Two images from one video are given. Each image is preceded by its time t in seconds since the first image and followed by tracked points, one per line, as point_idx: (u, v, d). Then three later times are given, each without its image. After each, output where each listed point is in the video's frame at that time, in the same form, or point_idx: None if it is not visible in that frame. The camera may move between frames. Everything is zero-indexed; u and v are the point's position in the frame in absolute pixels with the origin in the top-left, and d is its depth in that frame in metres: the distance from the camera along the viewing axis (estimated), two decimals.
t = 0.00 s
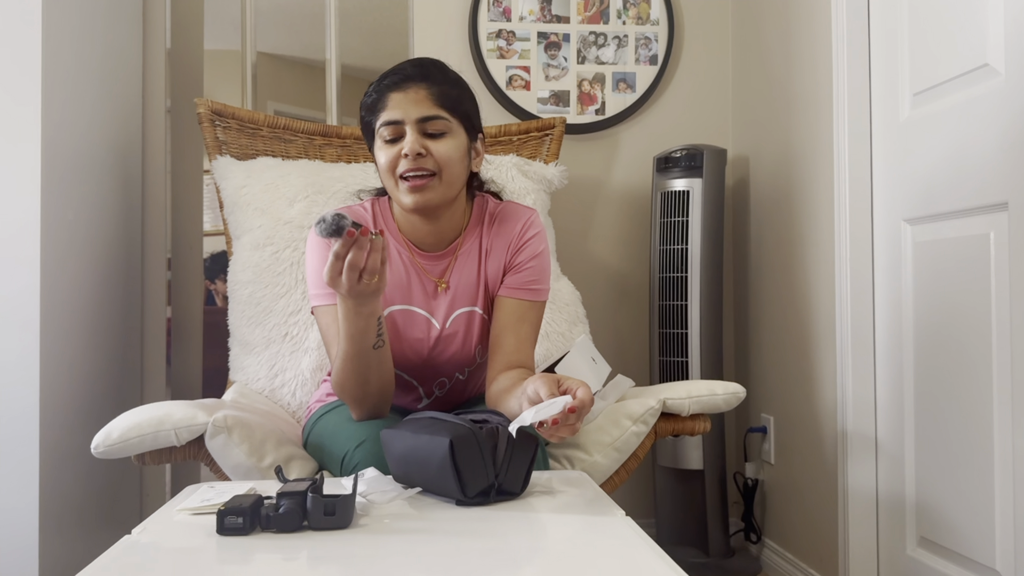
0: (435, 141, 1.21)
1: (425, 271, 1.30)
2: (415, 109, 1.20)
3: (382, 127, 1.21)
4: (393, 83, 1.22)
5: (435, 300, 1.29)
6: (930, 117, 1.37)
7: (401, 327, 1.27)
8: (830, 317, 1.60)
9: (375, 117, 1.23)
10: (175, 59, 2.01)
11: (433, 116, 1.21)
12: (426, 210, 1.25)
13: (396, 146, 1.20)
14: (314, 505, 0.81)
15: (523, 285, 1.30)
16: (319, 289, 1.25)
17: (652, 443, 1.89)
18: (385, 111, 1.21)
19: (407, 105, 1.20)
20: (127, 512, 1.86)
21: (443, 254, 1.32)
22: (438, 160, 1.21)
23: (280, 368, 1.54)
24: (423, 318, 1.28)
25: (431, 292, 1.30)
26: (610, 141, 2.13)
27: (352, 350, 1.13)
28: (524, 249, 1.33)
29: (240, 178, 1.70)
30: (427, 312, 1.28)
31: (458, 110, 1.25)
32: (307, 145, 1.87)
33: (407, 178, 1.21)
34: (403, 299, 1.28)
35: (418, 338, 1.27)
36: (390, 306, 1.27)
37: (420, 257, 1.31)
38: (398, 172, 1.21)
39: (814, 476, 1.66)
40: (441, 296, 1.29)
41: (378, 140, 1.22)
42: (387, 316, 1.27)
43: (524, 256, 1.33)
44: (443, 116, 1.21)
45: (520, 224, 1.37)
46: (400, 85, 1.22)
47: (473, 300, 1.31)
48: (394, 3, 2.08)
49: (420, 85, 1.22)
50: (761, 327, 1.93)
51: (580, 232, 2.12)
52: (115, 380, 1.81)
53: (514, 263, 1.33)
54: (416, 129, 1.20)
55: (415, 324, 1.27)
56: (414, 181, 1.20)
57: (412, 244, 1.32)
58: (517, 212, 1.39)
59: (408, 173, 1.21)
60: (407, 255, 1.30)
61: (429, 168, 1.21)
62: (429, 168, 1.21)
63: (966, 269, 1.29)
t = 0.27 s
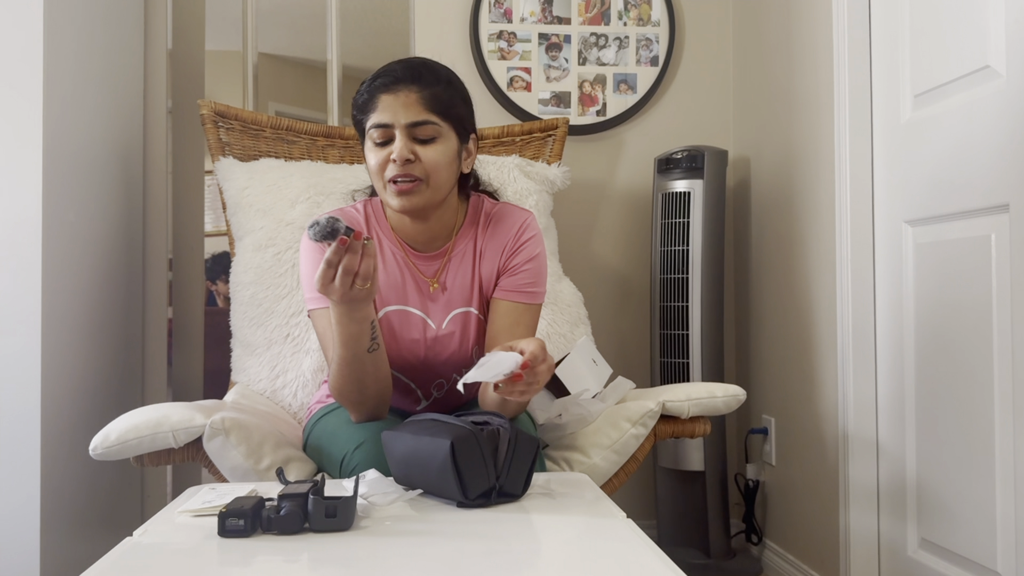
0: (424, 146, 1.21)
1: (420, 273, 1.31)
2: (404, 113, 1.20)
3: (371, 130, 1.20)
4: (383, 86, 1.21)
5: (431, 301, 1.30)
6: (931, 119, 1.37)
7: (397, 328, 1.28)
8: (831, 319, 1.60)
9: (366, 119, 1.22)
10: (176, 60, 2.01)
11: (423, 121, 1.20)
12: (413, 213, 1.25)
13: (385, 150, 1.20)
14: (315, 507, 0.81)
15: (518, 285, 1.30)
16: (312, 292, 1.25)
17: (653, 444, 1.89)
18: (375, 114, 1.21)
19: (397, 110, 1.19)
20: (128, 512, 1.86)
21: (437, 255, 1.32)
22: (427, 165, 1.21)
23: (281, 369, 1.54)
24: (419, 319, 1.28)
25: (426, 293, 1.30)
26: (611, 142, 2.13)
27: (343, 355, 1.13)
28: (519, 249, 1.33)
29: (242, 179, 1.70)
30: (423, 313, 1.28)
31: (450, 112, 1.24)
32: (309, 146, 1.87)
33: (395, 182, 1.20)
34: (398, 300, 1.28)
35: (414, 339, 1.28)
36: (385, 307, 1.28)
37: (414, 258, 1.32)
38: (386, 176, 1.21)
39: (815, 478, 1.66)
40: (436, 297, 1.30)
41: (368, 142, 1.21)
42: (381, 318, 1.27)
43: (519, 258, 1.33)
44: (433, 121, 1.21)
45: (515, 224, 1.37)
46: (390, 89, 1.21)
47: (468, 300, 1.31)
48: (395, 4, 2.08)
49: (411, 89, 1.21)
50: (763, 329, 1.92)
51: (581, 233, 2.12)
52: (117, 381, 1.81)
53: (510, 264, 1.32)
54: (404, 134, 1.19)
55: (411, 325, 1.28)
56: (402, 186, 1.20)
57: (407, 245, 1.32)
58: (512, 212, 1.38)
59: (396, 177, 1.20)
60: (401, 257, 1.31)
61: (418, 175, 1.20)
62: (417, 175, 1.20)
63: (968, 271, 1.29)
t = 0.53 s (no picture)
0: (414, 160, 1.20)
1: (408, 272, 1.30)
2: (394, 128, 1.17)
3: (359, 146, 1.17)
4: (370, 99, 1.17)
5: (420, 298, 1.30)
6: (932, 120, 1.37)
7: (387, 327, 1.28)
8: (833, 320, 1.59)
9: (351, 133, 1.19)
10: (178, 61, 2.02)
11: (414, 137, 1.18)
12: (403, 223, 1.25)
13: (376, 165, 1.18)
14: (316, 509, 0.81)
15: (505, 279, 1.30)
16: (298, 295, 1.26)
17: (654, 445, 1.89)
18: (362, 129, 1.17)
19: (386, 126, 1.16)
20: (130, 513, 1.86)
21: (425, 251, 1.31)
22: (418, 179, 1.20)
23: (282, 370, 1.54)
24: (409, 317, 1.28)
25: (414, 290, 1.30)
26: (612, 143, 2.13)
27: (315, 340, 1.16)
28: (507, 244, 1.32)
29: (244, 180, 1.70)
30: (412, 311, 1.29)
31: (437, 122, 1.22)
32: (311, 147, 1.86)
33: (386, 197, 1.20)
34: (387, 299, 1.28)
35: (404, 336, 1.28)
36: (374, 306, 1.29)
37: (403, 258, 1.31)
38: (376, 190, 1.20)
39: (817, 480, 1.65)
40: (424, 294, 1.30)
41: (355, 155, 1.19)
42: (371, 318, 1.28)
43: (508, 253, 1.32)
44: (423, 134, 1.19)
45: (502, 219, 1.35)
46: (378, 103, 1.17)
47: (457, 297, 1.31)
48: (396, 5, 2.08)
49: (399, 104, 1.17)
50: (764, 330, 1.92)
51: (582, 234, 2.12)
52: (118, 382, 1.81)
53: (498, 260, 1.32)
54: (395, 151, 1.17)
55: (400, 323, 1.28)
56: (395, 202, 1.20)
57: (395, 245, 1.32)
58: (499, 209, 1.37)
59: (387, 193, 1.20)
60: (388, 257, 1.31)
61: (410, 189, 1.20)
62: (409, 189, 1.20)
63: (970, 272, 1.29)
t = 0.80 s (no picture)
0: (414, 168, 1.17)
1: (394, 266, 1.27)
2: (396, 137, 1.13)
3: (358, 152, 1.14)
4: (372, 107, 1.12)
5: (406, 292, 1.26)
6: (934, 121, 1.37)
7: (373, 323, 1.25)
8: (834, 320, 1.59)
9: (351, 138, 1.15)
10: (179, 61, 2.02)
11: (414, 147, 1.14)
12: (398, 228, 1.24)
13: (375, 171, 1.16)
14: (318, 509, 0.81)
15: (499, 255, 1.23)
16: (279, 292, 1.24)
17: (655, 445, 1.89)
18: (363, 135, 1.13)
19: (388, 135, 1.13)
20: (131, 513, 1.86)
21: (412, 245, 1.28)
22: (416, 187, 1.18)
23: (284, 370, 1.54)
24: (395, 311, 1.25)
25: (399, 284, 1.26)
26: (614, 143, 2.13)
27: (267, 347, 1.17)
28: (491, 230, 1.26)
29: (247, 180, 1.70)
30: (399, 305, 1.25)
31: (439, 129, 1.18)
32: (314, 147, 1.87)
33: (382, 204, 1.18)
34: (371, 294, 1.26)
35: (390, 331, 1.25)
36: (359, 302, 1.26)
37: (389, 251, 1.28)
38: (373, 196, 1.18)
39: (817, 480, 1.65)
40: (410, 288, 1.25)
41: (354, 159, 1.16)
42: (356, 314, 1.26)
43: (494, 228, 1.26)
44: (425, 144, 1.15)
45: (487, 208, 1.30)
46: (380, 111, 1.12)
47: (445, 290, 1.26)
48: (397, 5, 2.09)
49: (403, 113, 1.13)
50: (765, 331, 1.92)
51: (584, 234, 2.12)
52: (119, 382, 1.81)
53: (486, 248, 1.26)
54: (395, 161, 1.14)
55: (386, 319, 1.25)
56: (390, 209, 1.19)
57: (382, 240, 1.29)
58: (484, 198, 1.32)
59: (384, 200, 1.18)
60: (374, 251, 1.27)
61: (407, 198, 1.18)
62: (406, 198, 1.18)
63: (972, 273, 1.29)
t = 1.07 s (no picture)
0: (422, 177, 1.18)
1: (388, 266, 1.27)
2: (408, 147, 1.14)
3: (367, 158, 1.14)
4: (385, 114, 1.13)
5: (399, 293, 1.26)
6: (934, 122, 1.37)
7: (364, 323, 1.25)
8: (835, 321, 1.59)
9: (360, 144, 1.15)
10: (180, 62, 2.02)
11: (425, 157, 1.15)
12: (397, 231, 1.25)
13: (382, 178, 1.16)
14: (317, 510, 0.81)
15: (490, 275, 1.30)
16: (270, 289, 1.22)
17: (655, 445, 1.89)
18: (375, 143, 1.14)
19: (400, 145, 1.13)
20: (132, 513, 1.87)
21: (406, 245, 1.28)
22: (422, 194, 1.19)
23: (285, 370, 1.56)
24: (387, 312, 1.25)
25: (393, 284, 1.26)
26: (615, 144, 2.13)
27: (254, 355, 1.17)
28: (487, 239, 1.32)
29: (250, 181, 1.70)
30: (391, 306, 1.25)
31: (449, 139, 1.19)
32: (319, 148, 1.87)
33: (385, 210, 1.20)
34: (364, 294, 1.25)
35: (381, 331, 1.25)
36: (350, 302, 1.26)
37: (384, 252, 1.28)
38: (377, 201, 1.19)
39: (817, 481, 1.65)
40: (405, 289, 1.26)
41: (361, 164, 1.16)
42: (347, 313, 1.25)
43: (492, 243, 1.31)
44: (436, 155, 1.16)
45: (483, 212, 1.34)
46: (393, 120, 1.13)
47: (439, 291, 1.27)
48: (398, 5, 2.09)
49: (417, 124, 1.14)
50: (765, 331, 1.92)
51: (584, 235, 2.12)
52: (120, 382, 1.81)
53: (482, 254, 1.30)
54: (405, 170, 1.15)
55: (378, 319, 1.25)
56: (392, 214, 1.20)
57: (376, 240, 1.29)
58: (480, 200, 1.35)
59: (387, 206, 1.19)
60: (368, 250, 1.28)
61: (412, 206, 1.19)
62: (411, 206, 1.20)
63: (972, 274, 1.28)
